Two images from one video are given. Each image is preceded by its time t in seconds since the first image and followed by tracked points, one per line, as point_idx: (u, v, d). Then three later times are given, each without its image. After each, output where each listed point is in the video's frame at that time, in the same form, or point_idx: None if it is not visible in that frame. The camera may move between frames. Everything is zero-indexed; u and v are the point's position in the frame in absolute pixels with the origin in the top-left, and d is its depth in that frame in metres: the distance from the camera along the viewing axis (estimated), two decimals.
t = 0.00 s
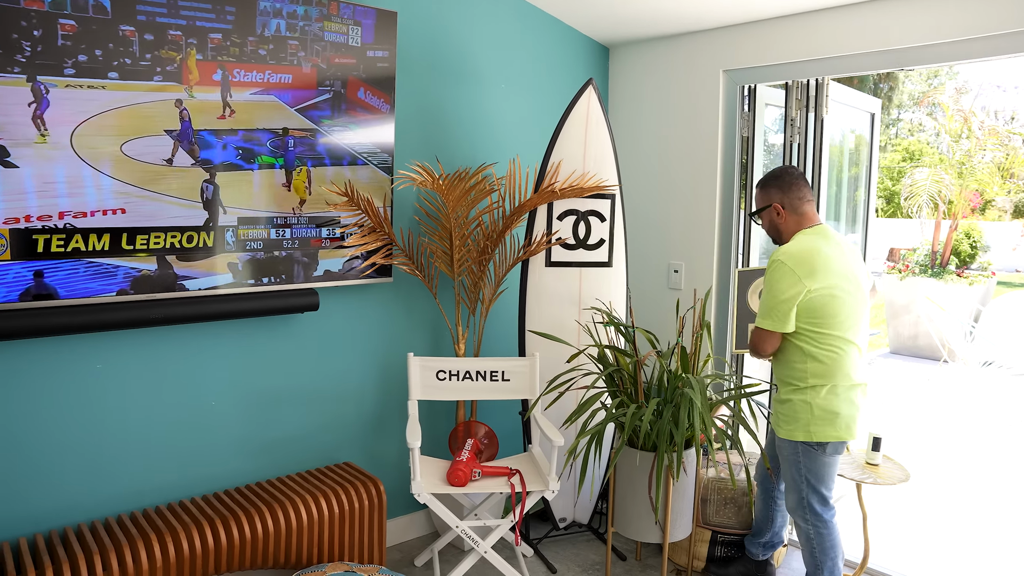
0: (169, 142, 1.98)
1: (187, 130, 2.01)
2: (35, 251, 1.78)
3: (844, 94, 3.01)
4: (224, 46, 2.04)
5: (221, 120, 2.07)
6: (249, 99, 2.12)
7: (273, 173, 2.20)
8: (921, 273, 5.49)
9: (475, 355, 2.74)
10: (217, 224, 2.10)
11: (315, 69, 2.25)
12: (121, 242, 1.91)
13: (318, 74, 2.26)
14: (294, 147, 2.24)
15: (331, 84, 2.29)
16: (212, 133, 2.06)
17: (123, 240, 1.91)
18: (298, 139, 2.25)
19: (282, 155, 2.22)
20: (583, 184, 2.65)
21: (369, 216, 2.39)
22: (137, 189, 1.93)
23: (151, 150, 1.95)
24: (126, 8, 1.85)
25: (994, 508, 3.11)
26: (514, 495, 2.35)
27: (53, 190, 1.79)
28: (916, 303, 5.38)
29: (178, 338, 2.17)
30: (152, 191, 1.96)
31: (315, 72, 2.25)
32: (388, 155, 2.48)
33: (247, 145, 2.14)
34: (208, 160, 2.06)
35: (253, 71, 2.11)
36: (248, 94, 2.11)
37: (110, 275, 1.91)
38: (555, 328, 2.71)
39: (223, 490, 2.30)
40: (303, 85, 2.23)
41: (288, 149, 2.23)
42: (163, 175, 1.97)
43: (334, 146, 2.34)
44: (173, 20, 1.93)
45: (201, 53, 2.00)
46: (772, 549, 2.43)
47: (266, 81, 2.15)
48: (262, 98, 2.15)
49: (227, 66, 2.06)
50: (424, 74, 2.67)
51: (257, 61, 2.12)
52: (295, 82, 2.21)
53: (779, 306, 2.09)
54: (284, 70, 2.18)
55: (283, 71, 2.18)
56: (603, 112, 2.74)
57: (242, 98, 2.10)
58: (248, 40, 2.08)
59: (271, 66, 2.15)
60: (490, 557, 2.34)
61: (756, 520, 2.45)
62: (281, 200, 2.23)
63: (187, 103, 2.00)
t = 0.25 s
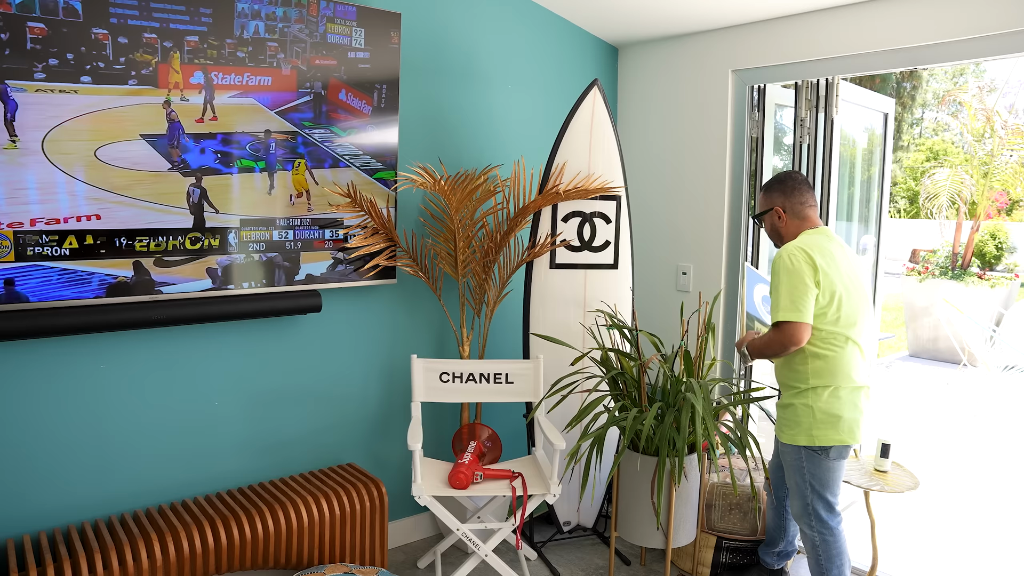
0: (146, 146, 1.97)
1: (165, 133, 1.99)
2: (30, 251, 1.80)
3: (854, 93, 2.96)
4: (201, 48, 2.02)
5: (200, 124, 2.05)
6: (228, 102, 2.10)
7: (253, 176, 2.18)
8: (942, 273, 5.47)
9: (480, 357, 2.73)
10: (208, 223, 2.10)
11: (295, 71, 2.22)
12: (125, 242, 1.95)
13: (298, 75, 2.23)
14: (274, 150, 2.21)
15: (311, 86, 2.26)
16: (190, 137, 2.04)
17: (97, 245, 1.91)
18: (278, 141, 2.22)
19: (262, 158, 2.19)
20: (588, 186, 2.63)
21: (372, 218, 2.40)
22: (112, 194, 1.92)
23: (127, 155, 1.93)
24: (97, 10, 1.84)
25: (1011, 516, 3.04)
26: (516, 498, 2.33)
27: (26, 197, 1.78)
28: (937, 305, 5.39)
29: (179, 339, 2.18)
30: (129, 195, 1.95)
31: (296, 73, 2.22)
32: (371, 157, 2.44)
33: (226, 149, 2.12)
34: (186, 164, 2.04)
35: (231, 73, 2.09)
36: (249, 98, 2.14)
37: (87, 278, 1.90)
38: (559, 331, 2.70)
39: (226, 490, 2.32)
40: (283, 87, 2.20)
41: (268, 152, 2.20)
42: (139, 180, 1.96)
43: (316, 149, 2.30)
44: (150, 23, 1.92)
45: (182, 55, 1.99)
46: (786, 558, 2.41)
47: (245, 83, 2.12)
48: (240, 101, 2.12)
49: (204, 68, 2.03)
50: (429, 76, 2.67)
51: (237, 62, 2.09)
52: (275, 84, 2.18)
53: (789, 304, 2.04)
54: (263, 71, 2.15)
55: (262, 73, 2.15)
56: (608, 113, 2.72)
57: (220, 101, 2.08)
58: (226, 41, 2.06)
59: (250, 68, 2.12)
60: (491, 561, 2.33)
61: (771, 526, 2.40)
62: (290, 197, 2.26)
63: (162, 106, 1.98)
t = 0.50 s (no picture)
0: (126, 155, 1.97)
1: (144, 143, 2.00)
2: (27, 258, 1.84)
3: (860, 95, 2.93)
4: (181, 57, 2.02)
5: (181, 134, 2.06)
6: (208, 111, 2.10)
7: (235, 185, 2.18)
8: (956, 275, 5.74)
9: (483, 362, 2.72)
10: (201, 229, 2.12)
11: (277, 78, 2.22)
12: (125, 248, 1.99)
13: (280, 82, 2.23)
14: (256, 158, 2.21)
15: (293, 93, 2.26)
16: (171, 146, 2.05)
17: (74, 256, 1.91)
18: (261, 149, 2.22)
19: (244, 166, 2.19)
20: (590, 190, 2.62)
21: (373, 223, 2.42)
22: (90, 205, 1.92)
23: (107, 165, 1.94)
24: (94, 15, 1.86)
25: None
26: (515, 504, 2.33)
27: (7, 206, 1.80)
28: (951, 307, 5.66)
29: (181, 344, 2.20)
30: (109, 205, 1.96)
31: (278, 80, 2.22)
32: (355, 164, 2.43)
33: (208, 158, 2.12)
34: (167, 174, 2.05)
35: (211, 82, 2.09)
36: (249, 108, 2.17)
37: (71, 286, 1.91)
38: (561, 336, 2.69)
39: (228, 493, 2.33)
40: (265, 95, 2.20)
41: (250, 160, 2.20)
42: (118, 191, 1.96)
43: (300, 156, 2.30)
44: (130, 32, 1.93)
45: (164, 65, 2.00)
46: (787, 565, 2.40)
47: (225, 92, 2.12)
48: (220, 110, 2.13)
49: (183, 77, 2.04)
50: (431, 80, 2.68)
51: (218, 70, 2.10)
52: (257, 92, 2.19)
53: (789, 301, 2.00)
54: (244, 79, 2.16)
55: (244, 81, 2.15)
56: (611, 118, 2.71)
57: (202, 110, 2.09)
58: (206, 49, 2.07)
59: (230, 77, 2.13)
60: (490, 566, 2.33)
61: (767, 534, 2.40)
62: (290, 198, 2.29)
63: (142, 115, 1.99)
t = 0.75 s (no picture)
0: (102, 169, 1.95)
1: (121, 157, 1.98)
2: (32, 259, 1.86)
3: (867, 95, 2.89)
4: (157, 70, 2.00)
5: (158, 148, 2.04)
6: (186, 124, 2.08)
7: (215, 199, 2.15)
8: (970, 278, 5.84)
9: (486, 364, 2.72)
10: (199, 231, 2.13)
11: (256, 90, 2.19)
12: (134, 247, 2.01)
13: (260, 95, 2.20)
14: (236, 170, 2.18)
15: (273, 105, 2.22)
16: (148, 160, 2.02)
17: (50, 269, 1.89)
18: (240, 161, 2.19)
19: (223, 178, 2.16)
20: (593, 191, 2.62)
21: (376, 226, 2.42)
22: (66, 221, 1.91)
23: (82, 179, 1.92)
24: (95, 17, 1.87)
25: None
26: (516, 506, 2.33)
27: None
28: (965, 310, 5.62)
29: (184, 345, 2.21)
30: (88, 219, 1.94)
31: (258, 92, 2.19)
32: (338, 176, 2.39)
33: (186, 171, 2.09)
34: (144, 189, 2.02)
35: (189, 95, 2.07)
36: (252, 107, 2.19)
37: (65, 290, 1.92)
38: (563, 338, 2.69)
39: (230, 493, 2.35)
40: (244, 107, 2.17)
41: (231, 171, 2.17)
42: (94, 206, 1.94)
43: (281, 169, 2.27)
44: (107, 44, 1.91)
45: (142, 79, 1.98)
46: (791, 570, 2.35)
47: (202, 104, 2.10)
48: (198, 123, 2.10)
49: (161, 90, 2.02)
50: (435, 81, 2.68)
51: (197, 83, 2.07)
52: (238, 104, 2.16)
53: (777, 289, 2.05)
54: (223, 91, 2.13)
55: (224, 93, 2.13)
56: (614, 119, 2.70)
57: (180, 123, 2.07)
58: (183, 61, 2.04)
59: (209, 89, 2.10)
60: (491, 567, 2.33)
61: (771, 539, 2.39)
62: (284, 203, 2.28)
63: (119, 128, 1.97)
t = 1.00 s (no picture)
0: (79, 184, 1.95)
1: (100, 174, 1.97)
2: (42, 257, 1.90)
3: (875, 95, 2.86)
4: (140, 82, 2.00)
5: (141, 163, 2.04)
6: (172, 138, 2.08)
7: (200, 212, 2.14)
8: (984, 279, 5.74)
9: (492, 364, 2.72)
10: (208, 232, 2.16)
11: (242, 101, 2.18)
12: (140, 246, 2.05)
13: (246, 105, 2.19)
14: (223, 182, 2.18)
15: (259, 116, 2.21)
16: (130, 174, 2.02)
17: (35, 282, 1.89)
18: (227, 173, 2.18)
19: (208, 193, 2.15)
20: (598, 192, 2.62)
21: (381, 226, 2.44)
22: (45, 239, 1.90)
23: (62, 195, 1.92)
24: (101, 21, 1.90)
25: None
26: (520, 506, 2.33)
27: None
28: (978, 312, 5.75)
29: (191, 345, 2.24)
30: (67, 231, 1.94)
31: (243, 103, 2.18)
32: (326, 188, 2.37)
33: (171, 185, 2.09)
34: (127, 204, 2.02)
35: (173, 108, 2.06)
36: (257, 109, 2.21)
37: (74, 288, 1.95)
38: (568, 339, 2.69)
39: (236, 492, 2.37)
40: (229, 119, 2.16)
41: (217, 184, 2.17)
42: (75, 221, 1.94)
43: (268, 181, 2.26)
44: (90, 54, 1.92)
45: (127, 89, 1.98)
46: (795, 572, 2.35)
47: (187, 117, 2.09)
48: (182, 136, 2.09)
49: (144, 103, 2.01)
50: (441, 82, 2.69)
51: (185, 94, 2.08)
52: (224, 115, 2.15)
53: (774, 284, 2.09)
54: (208, 103, 2.12)
55: (208, 105, 2.12)
56: (619, 119, 2.70)
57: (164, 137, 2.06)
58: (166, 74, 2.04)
59: (192, 101, 2.09)
60: (494, 567, 2.34)
61: (776, 540, 2.38)
62: (285, 205, 2.29)
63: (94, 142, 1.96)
